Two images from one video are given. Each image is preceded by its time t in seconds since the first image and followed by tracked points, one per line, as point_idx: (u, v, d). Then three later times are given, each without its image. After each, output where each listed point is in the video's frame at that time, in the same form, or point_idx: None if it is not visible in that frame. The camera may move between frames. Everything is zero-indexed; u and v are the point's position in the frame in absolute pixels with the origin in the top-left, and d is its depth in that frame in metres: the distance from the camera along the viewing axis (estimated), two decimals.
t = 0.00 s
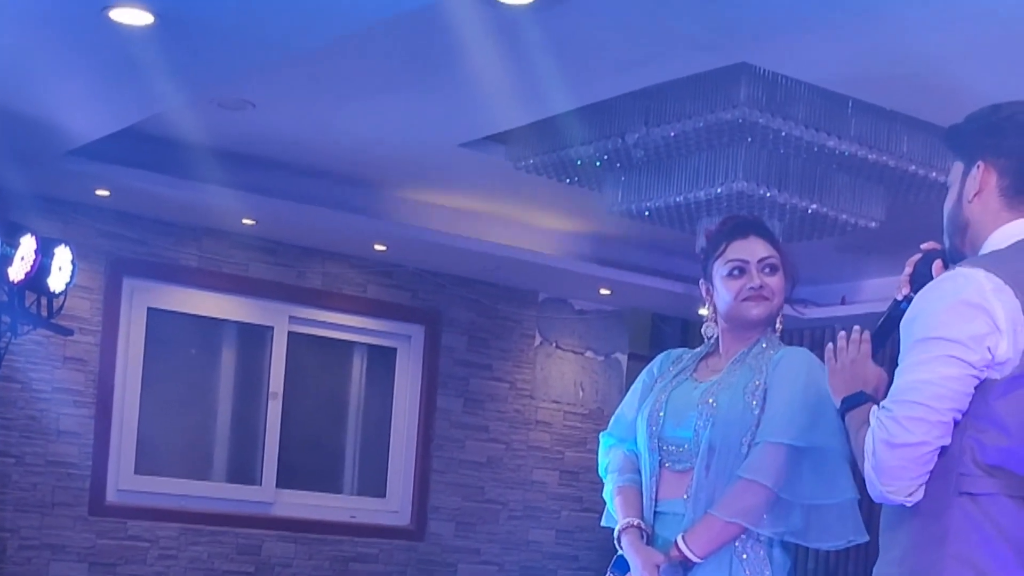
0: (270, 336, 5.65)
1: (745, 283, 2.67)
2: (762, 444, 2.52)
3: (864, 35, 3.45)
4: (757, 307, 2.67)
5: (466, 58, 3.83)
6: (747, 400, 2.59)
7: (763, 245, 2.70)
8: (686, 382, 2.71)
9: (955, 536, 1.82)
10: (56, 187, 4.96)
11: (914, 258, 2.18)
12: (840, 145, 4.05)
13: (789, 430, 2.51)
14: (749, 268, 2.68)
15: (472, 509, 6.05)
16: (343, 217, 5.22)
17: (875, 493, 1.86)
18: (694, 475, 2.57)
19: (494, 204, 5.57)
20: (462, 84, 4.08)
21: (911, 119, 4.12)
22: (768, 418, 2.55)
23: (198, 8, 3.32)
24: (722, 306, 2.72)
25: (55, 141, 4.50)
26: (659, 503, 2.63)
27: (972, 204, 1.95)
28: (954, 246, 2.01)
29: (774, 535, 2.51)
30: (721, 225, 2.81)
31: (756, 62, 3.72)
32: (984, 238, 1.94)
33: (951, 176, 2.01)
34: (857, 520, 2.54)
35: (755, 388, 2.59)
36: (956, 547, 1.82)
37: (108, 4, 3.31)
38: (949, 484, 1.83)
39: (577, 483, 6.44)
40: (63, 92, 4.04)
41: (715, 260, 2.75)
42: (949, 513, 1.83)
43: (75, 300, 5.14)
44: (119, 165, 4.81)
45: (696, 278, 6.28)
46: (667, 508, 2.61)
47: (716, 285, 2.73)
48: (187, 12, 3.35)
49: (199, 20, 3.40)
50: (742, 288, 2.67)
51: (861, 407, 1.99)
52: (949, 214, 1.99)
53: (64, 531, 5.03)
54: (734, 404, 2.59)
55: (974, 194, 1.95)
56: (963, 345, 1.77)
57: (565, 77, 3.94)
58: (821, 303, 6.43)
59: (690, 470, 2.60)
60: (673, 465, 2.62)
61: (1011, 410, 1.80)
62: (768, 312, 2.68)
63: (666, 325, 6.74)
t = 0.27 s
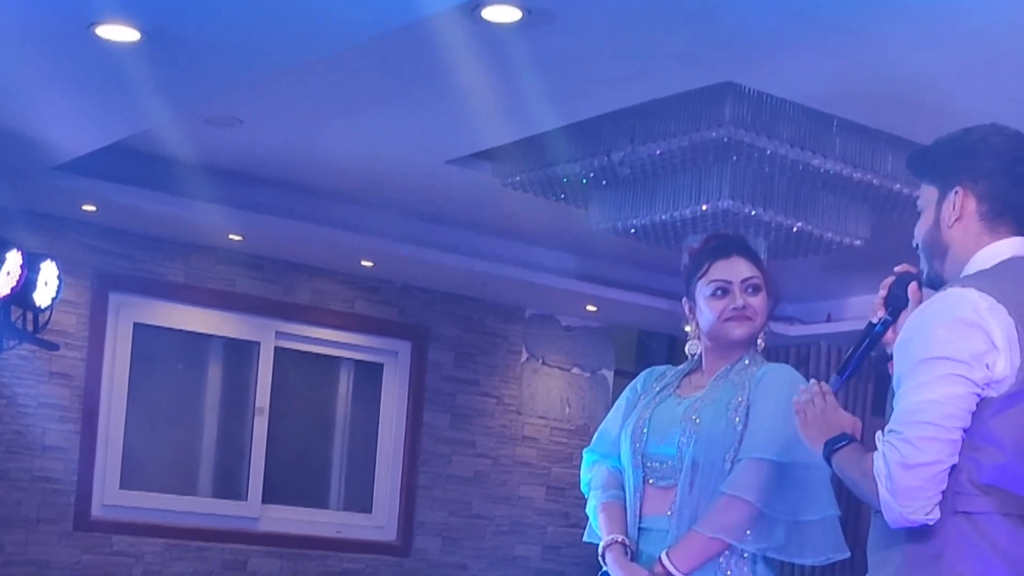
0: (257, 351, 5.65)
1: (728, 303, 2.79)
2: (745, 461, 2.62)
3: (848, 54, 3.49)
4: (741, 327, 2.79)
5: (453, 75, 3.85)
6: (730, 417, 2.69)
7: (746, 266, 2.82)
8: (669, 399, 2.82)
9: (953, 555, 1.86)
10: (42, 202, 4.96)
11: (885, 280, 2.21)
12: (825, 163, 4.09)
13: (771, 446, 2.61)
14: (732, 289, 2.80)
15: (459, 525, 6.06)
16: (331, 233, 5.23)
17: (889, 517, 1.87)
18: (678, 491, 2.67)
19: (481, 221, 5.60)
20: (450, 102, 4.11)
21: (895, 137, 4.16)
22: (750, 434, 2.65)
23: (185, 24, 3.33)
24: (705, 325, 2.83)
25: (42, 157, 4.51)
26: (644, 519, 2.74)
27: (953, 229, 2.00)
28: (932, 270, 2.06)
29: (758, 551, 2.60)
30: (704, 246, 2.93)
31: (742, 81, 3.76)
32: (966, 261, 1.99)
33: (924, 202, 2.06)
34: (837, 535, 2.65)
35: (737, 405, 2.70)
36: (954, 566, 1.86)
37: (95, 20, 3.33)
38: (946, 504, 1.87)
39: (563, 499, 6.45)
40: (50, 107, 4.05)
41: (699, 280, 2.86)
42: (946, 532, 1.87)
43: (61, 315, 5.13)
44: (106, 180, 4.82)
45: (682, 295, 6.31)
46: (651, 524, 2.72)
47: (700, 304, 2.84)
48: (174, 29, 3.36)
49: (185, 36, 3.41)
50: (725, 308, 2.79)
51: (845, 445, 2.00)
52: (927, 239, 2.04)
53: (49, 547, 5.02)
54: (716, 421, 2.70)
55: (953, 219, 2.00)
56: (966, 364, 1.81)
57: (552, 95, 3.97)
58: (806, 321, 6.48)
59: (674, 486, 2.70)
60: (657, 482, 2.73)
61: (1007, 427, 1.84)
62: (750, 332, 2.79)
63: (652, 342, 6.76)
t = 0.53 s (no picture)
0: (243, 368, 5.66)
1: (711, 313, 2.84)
2: (729, 480, 2.70)
3: (832, 75, 3.54)
4: (724, 338, 2.82)
5: (441, 94, 3.89)
6: (714, 435, 2.74)
7: (730, 279, 2.88)
8: (653, 416, 2.86)
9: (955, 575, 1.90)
10: (29, 218, 4.96)
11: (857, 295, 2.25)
12: (810, 182, 4.14)
13: (755, 466, 2.69)
14: (716, 300, 2.85)
15: (445, 542, 6.06)
16: (318, 250, 5.25)
17: (890, 528, 1.86)
18: (663, 509, 2.70)
19: (467, 238, 5.62)
20: (437, 120, 4.14)
21: (879, 157, 4.22)
22: (735, 454, 2.72)
23: (172, 43, 3.35)
24: (689, 338, 2.87)
25: (29, 173, 4.52)
26: (629, 537, 2.77)
27: (943, 250, 2.03)
28: (911, 289, 2.08)
29: (742, 570, 2.67)
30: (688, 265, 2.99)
31: (727, 101, 3.81)
32: (955, 282, 2.02)
33: (906, 220, 2.08)
34: (822, 554, 2.72)
35: (721, 423, 2.74)
36: None
37: (83, 38, 3.35)
38: (947, 524, 1.90)
39: (549, 516, 6.46)
40: (39, 124, 4.07)
41: (682, 294, 2.91)
42: (948, 553, 1.90)
43: (46, 331, 5.13)
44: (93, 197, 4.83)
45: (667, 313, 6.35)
46: (636, 542, 2.75)
47: (684, 318, 2.88)
48: (161, 47, 3.38)
49: (172, 54, 3.43)
50: (709, 319, 2.83)
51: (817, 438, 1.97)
52: (913, 257, 2.06)
53: (33, 563, 5.00)
54: (701, 439, 2.74)
55: (944, 239, 2.03)
56: (981, 382, 1.83)
57: (538, 114, 4.01)
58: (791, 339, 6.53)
59: (659, 505, 2.74)
60: (642, 500, 2.76)
61: (1011, 449, 1.87)
62: (734, 343, 2.82)
63: (638, 360, 6.79)
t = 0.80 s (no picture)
0: (230, 384, 5.66)
1: (697, 327, 2.87)
2: (715, 497, 2.70)
3: (815, 93, 3.58)
4: (709, 352, 2.84)
5: (428, 110, 3.91)
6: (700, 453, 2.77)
7: (715, 295, 2.91)
8: (639, 433, 2.88)
9: None
10: (15, 233, 4.96)
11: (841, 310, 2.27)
12: (794, 200, 4.17)
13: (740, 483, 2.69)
14: (702, 315, 2.88)
15: (431, 557, 6.06)
16: (305, 265, 5.27)
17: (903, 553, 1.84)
18: (648, 527, 2.73)
19: (453, 255, 5.65)
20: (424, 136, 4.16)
21: (863, 175, 4.26)
22: (720, 471, 2.73)
23: (159, 59, 3.37)
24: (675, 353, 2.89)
25: (15, 187, 4.52)
26: (615, 554, 2.80)
27: (920, 265, 2.06)
28: (897, 306, 2.11)
29: None
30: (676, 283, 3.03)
31: (712, 119, 3.84)
32: (937, 298, 2.05)
33: (891, 238, 2.12)
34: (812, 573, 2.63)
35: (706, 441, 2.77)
36: None
37: (69, 53, 3.37)
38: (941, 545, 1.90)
39: (535, 531, 6.47)
40: (27, 139, 4.08)
41: (669, 310, 2.95)
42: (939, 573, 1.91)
43: (33, 346, 5.12)
44: (80, 212, 4.83)
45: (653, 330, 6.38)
46: (623, 559, 2.78)
47: (671, 333, 2.92)
48: (146, 62, 3.39)
49: (158, 70, 3.45)
50: (695, 333, 2.86)
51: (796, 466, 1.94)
52: (895, 274, 2.10)
53: None
54: (686, 457, 2.76)
55: (919, 255, 2.06)
56: (985, 405, 1.85)
57: (524, 131, 4.05)
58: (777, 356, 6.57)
59: (644, 522, 2.76)
60: (628, 517, 2.79)
61: (1002, 469, 1.89)
62: (720, 357, 2.84)
63: (625, 376, 6.81)
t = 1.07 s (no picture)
0: (218, 398, 5.66)
1: (685, 356, 2.85)
2: (703, 510, 2.66)
3: (801, 108, 3.62)
4: (697, 380, 2.84)
5: (416, 125, 3.94)
6: (687, 466, 2.73)
7: (703, 319, 2.87)
8: (628, 447, 2.87)
9: None
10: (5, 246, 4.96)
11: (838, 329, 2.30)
12: (782, 215, 4.21)
13: (728, 495, 2.66)
14: (689, 342, 2.85)
15: (420, 570, 6.07)
16: (294, 279, 5.28)
17: (878, 560, 1.91)
18: (636, 539, 2.71)
19: (442, 268, 5.67)
20: (413, 150, 4.19)
21: (850, 190, 4.30)
22: (708, 484, 2.69)
23: (148, 74, 3.39)
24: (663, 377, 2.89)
25: (5, 200, 4.53)
26: (602, 566, 2.78)
27: (912, 276, 2.09)
28: (887, 317, 2.14)
29: None
30: (662, 295, 2.97)
31: (698, 134, 3.88)
32: (927, 309, 2.08)
33: (886, 249, 2.14)
34: None
35: (695, 454, 2.74)
36: None
37: (57, 68, 3.39)
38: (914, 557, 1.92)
39: (524, 545, 6.47)
40: (17, 153, 4.09)
41: (655, 331, 2.91)
42: None
43: (21, 359, 5.13)
44: (70, 226, 4.84)
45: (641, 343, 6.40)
46: (609, 571, 2.76)
47: (657, 357, 2.90)
48: (136, 78, 3.42)
49: (147, 85, 3.47)
50: (682, 361, 2.85)
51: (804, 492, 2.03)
52: (887, 285, 2.12)
53: None
54: (674, 469, 2.74)
55: (913, 266, 2.09)
56: (947, 413, 1.90)
57: (513, 146, 4.08)
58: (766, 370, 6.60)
59: (632, 534, 2.74)
60: (616, 530, 2.77)
61: (976, 483, 1.92)
62: (707, 385, 2.85)
63: (614, 390, 6.83)
